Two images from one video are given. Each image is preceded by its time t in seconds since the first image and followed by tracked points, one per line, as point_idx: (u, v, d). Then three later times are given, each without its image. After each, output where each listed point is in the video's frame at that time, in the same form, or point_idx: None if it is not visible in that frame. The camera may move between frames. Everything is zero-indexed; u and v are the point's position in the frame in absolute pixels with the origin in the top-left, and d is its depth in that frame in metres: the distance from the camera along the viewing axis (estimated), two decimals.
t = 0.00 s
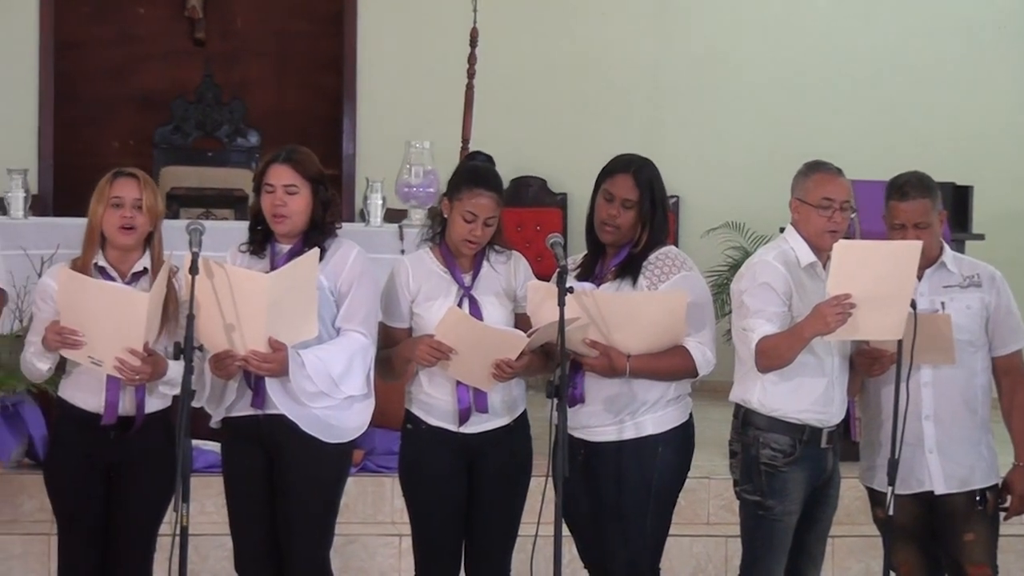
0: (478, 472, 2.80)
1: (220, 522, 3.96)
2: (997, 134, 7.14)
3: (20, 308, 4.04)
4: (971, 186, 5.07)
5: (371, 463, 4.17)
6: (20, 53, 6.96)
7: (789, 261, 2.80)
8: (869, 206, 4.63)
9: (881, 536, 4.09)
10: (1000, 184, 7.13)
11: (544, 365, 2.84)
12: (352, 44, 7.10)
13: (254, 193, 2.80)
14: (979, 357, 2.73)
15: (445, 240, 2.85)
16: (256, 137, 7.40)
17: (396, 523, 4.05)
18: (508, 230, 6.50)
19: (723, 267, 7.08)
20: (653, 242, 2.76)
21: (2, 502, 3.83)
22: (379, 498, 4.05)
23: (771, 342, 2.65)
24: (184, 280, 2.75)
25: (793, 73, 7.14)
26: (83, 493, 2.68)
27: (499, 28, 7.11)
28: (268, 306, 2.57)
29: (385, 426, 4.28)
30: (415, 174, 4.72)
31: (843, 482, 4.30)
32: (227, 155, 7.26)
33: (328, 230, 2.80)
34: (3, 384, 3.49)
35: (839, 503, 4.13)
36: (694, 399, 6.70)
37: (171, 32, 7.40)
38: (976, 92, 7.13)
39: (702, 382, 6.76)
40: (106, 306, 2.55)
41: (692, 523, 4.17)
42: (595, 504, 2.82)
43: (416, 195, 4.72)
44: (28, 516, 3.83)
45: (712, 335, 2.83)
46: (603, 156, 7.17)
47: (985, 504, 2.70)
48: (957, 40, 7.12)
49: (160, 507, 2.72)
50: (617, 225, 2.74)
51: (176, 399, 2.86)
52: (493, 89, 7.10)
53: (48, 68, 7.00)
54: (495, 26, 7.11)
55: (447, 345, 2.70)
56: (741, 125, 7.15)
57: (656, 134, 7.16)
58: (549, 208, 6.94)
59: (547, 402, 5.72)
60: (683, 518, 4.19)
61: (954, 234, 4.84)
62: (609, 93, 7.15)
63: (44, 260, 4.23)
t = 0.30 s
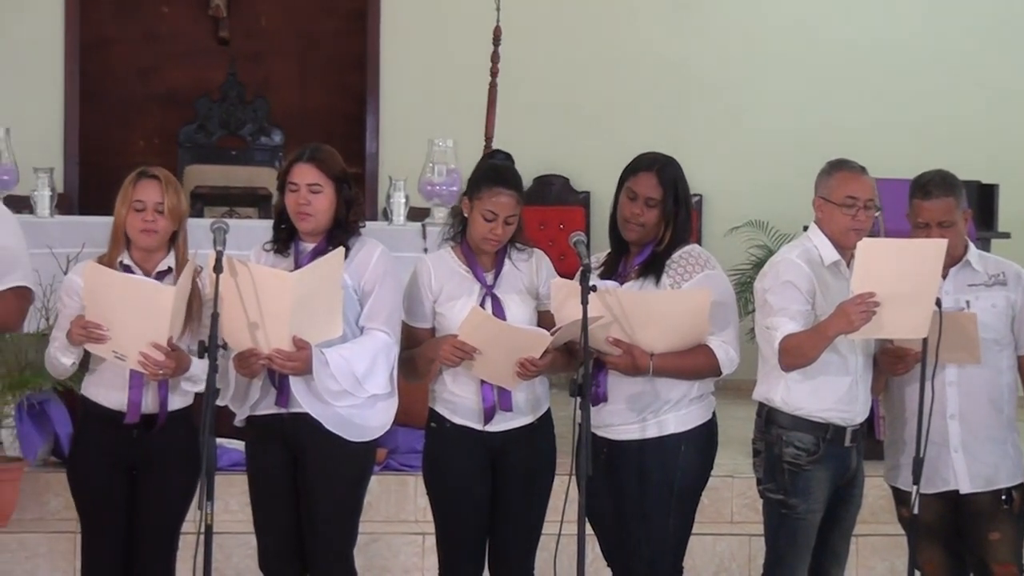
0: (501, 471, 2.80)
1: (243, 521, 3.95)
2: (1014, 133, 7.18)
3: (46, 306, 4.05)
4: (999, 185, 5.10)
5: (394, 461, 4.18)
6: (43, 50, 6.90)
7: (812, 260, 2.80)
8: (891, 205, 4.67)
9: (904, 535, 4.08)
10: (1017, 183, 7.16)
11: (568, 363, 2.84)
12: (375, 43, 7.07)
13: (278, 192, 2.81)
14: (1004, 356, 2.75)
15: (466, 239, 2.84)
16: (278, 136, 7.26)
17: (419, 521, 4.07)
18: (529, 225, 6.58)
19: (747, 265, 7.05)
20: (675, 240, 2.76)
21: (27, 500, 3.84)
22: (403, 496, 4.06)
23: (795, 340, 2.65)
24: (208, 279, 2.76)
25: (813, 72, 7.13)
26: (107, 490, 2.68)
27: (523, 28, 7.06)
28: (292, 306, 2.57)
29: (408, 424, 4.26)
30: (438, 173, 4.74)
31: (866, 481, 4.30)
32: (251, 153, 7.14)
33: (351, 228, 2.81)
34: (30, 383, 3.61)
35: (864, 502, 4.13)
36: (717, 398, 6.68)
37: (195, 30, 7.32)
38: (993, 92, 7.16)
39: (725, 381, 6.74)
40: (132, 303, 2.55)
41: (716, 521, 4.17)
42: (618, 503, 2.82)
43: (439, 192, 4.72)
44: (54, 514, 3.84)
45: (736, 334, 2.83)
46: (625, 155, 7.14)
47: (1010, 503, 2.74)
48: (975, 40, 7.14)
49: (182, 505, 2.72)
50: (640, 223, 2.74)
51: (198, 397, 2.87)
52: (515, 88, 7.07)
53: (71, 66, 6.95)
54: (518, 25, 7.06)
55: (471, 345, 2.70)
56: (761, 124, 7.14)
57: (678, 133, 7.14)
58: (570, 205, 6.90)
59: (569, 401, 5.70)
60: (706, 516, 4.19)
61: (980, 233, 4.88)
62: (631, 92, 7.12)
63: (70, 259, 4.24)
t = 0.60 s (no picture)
0: (528, 469, 2.80)
1: (271, 520, 3.95)
2: None
3: (76, 306, 4.10)
4: None
5: (421, 460, 4.15)
6: (74, 49, 6.91)
7: (840, 259, 2.79)
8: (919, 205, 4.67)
9: (932, 534, 4.08)
10: None
11: (595, 361, 2.83)
12: (403, 44, 7.07)
13: (305, 190, 2.82)
14: None
15: (494, 238, 2.84)
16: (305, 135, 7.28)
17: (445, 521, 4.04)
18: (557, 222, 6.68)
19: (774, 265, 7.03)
20: (703, 240, 2.76)
21: (57, 499, 3.85)
22: (428, 496, 4.04)
23: (823, 339, 2.64)
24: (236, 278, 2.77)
25: (838, 72, 7.11)
26: (134, 488, 2.67)
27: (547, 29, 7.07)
28: (320, 305, 2.57)
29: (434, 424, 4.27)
30: (465, 172, 4.74)
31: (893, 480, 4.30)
32: (277, 153, 7.19)
33: (378, 228, 2.81)
34: (60, 382, 3.66)
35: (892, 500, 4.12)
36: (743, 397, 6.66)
37: (223, 31, 7.31)
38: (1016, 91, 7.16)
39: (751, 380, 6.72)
40: (162, 301, 2.55)
41: (744, 520, 4.16)
42: (645, 502, 2.82)
43: (466, 191, 4.72)
44: (83, 513, 3.85)
45: (764, 334, 2.82)
46: (650, 155, 7.13)
47: None
48: (1000, 39, 7.13)
49: (208, 503, 2.71)
50: (668, 222, 2.74)
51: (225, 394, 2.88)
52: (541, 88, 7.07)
53: (100, 66, 6.95)
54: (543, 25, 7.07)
55: (498, 344, 2.70)
56: (785, 124, 7.13)
57: (703, 132, 7.12)
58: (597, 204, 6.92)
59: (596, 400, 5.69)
60: (734, 515, 4.18)
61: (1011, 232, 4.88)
62: (656, 92, 7.11)
63: (100, 258, 4.28)
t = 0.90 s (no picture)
0: (555, 468, 2.80)
1: (297, 519, 3.95)
2: None
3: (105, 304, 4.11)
4: None
5: (447, 459, 4.15)
6: (101, 48, 6.91)
7: (868, 258, 2.79)
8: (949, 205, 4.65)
9: (962, 534, 4.06)
10: None
11: (622, 360, 2.83)
12: (428, 45, 7.07)
13: (332, 189, 2.82)
14: None
15: (522, 235, 2.84)
16: (331, 135, 7.27)
17: (471, 519, 4.06)
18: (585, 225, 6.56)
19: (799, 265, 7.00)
20: (732, 238, 2.77)
21: (85, 498, 3.86)
22: (455, 494, 4.05)
23: (851, 337, 2.64)
24: (263, 276, 2.77)
25: (862, 71, 7.09)
26: (163, 487, 2.67)
27: (570, 31, 7.08)
28: (347, 303, 2.56)
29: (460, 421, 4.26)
30: (491, 171, 4.74)
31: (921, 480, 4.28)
32: (304, 152, 7.19)
33: (405, 226, 2.81)
34: (89, 380, 3.68)
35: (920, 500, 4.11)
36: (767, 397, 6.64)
37: (250, 30, 7.30)
38: None
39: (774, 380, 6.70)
40: (190, 301, 2.55)
41: (770, 520, 4.15)
42: (672, 501, 2.83)
43: (492, 191, 4.72)
44: (111, 512, 3.86)
45: (791, 333, 2.81)
46: (672, 155, 7.13)
47: None
48: None
49: (236, 501, 2.72)
50: (696, 221, 2.75)
51: (253, 394, 2.86)
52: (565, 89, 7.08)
53: (128, 65, 6.96)
54: (566, 26, 7.09)
55: (525, 342, 2.70)
56: (808, 124, 7.11)
57: (726, 132, 7.12)
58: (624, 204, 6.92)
59: (621, 400, 5.68)
60: (760, 515, 4.17)
61: None
62: (679, 92, 7.11)
63: (128, 257, 4.29)
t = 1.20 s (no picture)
0: (580, 466, 2.80)
1: (322, 516, 3.96)
2: None
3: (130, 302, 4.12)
4: None
5: (471, 456, 4.16)
6: (128, 46, 6.91)
7: (893, 255, 2.77)
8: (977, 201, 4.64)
9: (987, 532, 4.05)
10: None
11: (646, 358, 2.83)
12: (452, 42, 7.06)
13: (355, 186, 2.82)
14: None
15: (548, 232, 2.84)
16: (356, 132, 7.29)
17: (495, 517, 4.06)
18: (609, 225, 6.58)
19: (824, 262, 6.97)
20: (757, 235, 2.76)
21: (111, 495, 3.88)
22: (479, 491, 4.05)
23: (875, 335, 2.62)
24: (287, 274, 2.78)
25: (888, 68, 7.06)
26: (189, 485, 2.69)
27: (594, 28, 7.04)
28: (371, 301, 2.56)
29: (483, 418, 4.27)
30: (515, 168, 4.74)
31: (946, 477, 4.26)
32: (329, 150, 7.23)
33: (428, 223, 2.81)
34: (115, 377, 3.70)
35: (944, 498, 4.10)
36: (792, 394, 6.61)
37: (274, 28, 7.32)
38: None
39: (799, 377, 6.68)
40: (214, 299, 2.56)
41: (794, 518, 4.15)
42: (697, 499, 2.82)
43: (516, 188, 4.72)
44: (137, 509, 3.88)
45: (816, 331, 2.80)
46: (697, 151, 7.10)
47: None
48: None
49: (262, 498, 2.73)
50: (721, 218, 2.74)
51: (277, 392, 2.88)
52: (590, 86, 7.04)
53: (154, 63, 6.94)
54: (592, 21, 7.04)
55: (550, 340, 2.69)
56: (834, 120, 7.09)
57: (751, 128, 7.08)
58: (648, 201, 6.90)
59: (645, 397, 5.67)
60: (784, 513, 4.16)
61: None
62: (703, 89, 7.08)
63: (152, 254, 4.30)
